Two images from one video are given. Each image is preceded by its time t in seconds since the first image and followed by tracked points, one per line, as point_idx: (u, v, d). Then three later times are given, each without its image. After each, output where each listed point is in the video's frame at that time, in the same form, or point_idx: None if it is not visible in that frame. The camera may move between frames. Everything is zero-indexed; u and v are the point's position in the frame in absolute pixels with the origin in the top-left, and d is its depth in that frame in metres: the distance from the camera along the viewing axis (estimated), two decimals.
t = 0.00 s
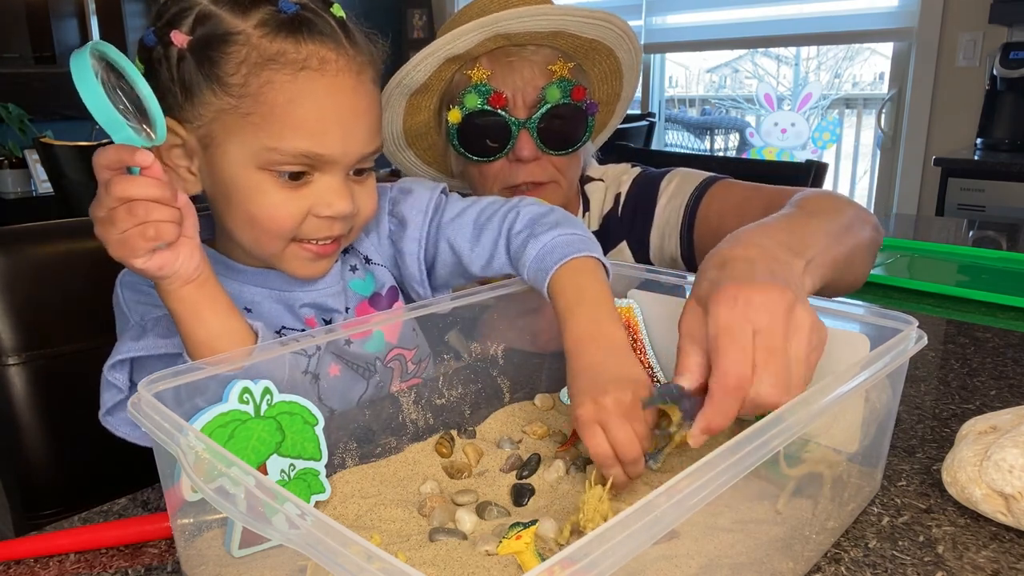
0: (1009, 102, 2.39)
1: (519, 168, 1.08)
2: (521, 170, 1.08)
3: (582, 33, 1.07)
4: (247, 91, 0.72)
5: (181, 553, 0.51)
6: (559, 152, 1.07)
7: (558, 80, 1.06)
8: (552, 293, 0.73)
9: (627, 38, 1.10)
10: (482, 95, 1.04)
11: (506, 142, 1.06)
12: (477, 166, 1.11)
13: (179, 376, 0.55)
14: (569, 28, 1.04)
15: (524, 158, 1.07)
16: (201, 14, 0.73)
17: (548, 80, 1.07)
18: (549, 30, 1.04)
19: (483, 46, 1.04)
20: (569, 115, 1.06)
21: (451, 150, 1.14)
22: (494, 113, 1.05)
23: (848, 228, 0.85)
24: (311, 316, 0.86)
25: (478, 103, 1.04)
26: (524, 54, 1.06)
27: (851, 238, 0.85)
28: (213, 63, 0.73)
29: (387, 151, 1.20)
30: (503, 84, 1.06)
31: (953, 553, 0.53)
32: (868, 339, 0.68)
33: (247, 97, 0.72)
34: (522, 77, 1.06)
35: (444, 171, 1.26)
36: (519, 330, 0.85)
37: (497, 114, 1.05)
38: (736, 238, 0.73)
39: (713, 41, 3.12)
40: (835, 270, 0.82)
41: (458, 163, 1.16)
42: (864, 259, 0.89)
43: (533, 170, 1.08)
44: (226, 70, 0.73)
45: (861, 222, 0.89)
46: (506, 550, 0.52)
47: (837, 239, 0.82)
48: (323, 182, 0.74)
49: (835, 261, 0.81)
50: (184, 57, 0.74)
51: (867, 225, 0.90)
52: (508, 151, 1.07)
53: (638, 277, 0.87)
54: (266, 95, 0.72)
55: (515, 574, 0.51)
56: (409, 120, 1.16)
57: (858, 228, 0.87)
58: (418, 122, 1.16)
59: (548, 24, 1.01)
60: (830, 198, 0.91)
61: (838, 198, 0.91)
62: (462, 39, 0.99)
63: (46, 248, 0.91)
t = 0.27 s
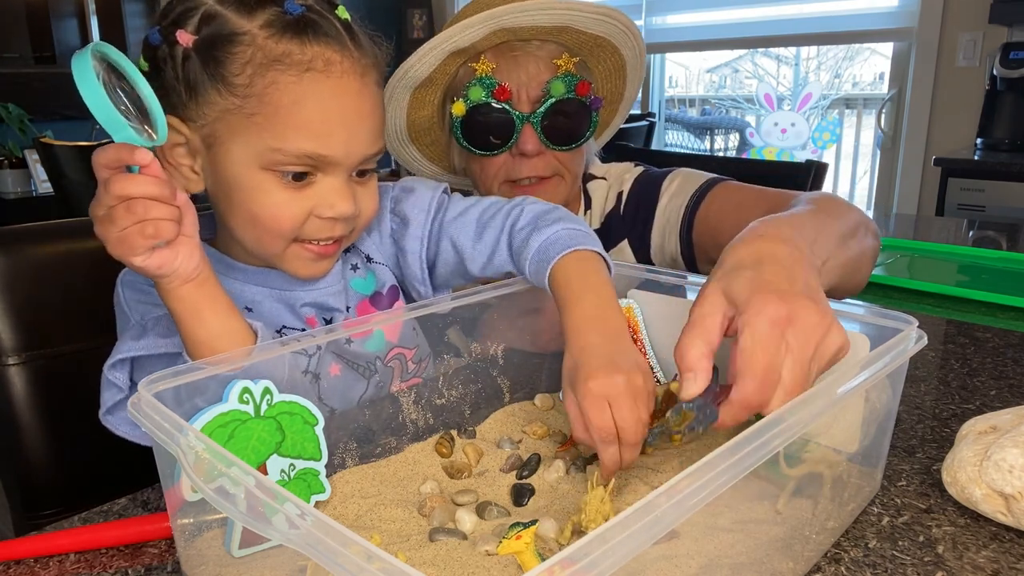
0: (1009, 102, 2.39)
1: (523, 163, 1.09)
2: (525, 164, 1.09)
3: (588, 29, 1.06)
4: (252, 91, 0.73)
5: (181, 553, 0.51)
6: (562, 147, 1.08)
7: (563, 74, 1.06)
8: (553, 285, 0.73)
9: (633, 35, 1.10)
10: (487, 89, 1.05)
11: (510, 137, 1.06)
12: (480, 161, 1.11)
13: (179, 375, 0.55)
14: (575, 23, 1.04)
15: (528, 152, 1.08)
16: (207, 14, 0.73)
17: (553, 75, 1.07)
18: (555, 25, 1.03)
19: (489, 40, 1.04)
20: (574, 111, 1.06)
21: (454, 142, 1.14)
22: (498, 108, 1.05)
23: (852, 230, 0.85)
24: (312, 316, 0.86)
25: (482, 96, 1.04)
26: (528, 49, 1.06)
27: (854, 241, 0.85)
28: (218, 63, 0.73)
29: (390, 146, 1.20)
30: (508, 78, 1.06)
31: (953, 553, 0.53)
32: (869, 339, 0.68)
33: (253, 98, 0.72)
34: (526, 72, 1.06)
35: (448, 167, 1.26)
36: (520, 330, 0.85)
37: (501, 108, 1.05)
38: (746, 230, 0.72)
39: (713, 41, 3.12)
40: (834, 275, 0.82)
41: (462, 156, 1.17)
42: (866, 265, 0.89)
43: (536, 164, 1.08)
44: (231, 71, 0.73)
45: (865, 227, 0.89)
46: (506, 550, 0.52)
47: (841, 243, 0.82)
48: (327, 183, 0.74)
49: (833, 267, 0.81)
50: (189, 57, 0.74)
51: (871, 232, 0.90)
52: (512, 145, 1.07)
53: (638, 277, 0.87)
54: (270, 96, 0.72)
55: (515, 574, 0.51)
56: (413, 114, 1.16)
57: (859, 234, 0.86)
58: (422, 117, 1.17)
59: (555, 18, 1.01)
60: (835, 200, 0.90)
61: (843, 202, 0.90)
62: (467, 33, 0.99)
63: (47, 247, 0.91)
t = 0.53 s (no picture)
0: (1009, 102, 2.39)
1: (528, 164, 1.09)
2: (529, 166, 1.09)
3: (595, 31, 1.06)
4: (256, 89, 0.73)
5: (180, 553, 0.51)
6: (567, 148, 1.08)
7: (569, 77, 1.06)
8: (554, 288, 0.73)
9: (640, 38, 1.10)
10: (493, 90, 1.05)
11: (515, 138, 1.06)
12: (483, 161, 1.11)
13: (179, 375, 0.55)
14: (583, 25, 1.04)
15: (533, 154, 1.08)
16: (210, 13, 0.73)
17: (559, 76, 1.07)
18: (562, 27, 1.03)
19: (496, 41, 1.04)
20: (580, 113, 1.06)
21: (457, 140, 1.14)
22: (503, 108, 1.05)
23: (854, 230, 0.85)
24: (313, 316, 0.86)
25: (488, 96, 1.05)
26: (535, 50, 1.06)
27: (855, 242, 0.85)
28: (221, 62, 0.73)
29: (393, 144, 1.20)
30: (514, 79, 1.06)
31: (953, 554, 0.53)
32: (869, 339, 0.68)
33: (257, 96, 0.72)
34: (532, 74, 1.06)
35: (450, 166, 1.26)
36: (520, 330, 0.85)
37: (507, 109, 1.05)
38: (755, 229, 0.72)
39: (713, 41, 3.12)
40: (833, 279, 0.81)
41: (465, 156, 1.17)
42: (866, 266, 0.89)
43: (542, 166, 1.09)
44: (234, 69, 0.73)
45: (867, 229, 0.89)
46: (506, 550, 0.52)
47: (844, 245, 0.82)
48: (329, 181, 0.74)
49: (833, 273, 0.80)
50: (192, 56, 0.74)
51: (873, 233, 0.90)
52: (517, 146, 1.07)
53: (638, 277, 0.87)
54: (272, 94, 0.72)
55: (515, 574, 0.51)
56: (417, 112, 1.16)
57: (860, 237, 0.86)
58: (426, 115, 1.16)
59: (563, 20, 1.01)
60: (836, 198, 0.90)
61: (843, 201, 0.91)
62: (474, 34, 0.99)
63: (47, 247, 0.91)
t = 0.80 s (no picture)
0: (1009, 102, 2.39)
1: (530, 161, 1.09)
2: (532, 162, 1.09)
3: (599, 29, 1.06)
4: (250, 81, 0.73)
5: (181, 553, 0.51)
6: (569, 146, 1.08)
7: (573, 74, 1.06)
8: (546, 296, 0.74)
9: (643, 37, 1.10)
10: (497, 86, 1.04)
11: (519, 136, 1.06)
12: (485, 158, 1.12)
13: (179, 376, 0.55)
14: (587, 23, 1.04)
15: (536, 151, 1.08)
16: (206, 9, 0.73)
17: (563, 74, 1.07)
18: (566, 24, 1.03)
19: (500, 38, 1.04)
20: (583, 111, 1.06)
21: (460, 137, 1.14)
22: (507, 105, 1.05)
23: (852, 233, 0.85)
24: (314, 316, 0.86)
25: (492, 93, 1.04)
26: (539, 47, 1.06)
27: (854, 245, 0.85)
28: (216, 55, 0.73)
29: (395, 140, 1.20)
30: (518, 76, 1.05)
31: (953, 554, 0.53)
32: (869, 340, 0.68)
33: (250, 88, 0.72)
34: (536, 71, 1.06)
35: (452, 162, 1.26)
36: (520, 330, 0.85)
37: (510, 107, 1.05)
38: (754, 233, 0.72)
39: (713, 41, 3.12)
40: (831, 281, 0.81)
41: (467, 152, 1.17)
42: (863, 268, 0.89)
43: (545, 163, 1.09)
44: (228, 62, 0.73)
45: (865, 231, 0.89)
46: (506, 550, 0.52)
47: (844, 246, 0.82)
48: (329, 171, 0.74)
49: (831, 274, 0.80)
50: (188, 52, 0.74)
51: (871, 235, 0.90)
52: (520, 143, 1.07)
53: (638, 277, 0.87)
54: (267, 84, 0.72)
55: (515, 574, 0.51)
56: (420, 108, 1.16)
57: (858, 238, 0.87)
58: (429, 112, 1.16)
59: (567, 18, 1.01)
60: (835, 201, 0.90)
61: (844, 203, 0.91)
62: (477, 30, 0.99)
63: (47, 247, 0.91)
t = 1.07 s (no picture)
0: (1009, 102, 2.39)
1: (529, 158, 1.09)
2: (531, 159, 1.09)
3: (600, 28, 1.07)
4: (250, 81, 0.73)
5: (180, 553, 0.51)
6: (569, 144, 1.08)
7: (574, 71, 1.06)
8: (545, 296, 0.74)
9: (644, 36, 1.10)
10: (497, 82, 1.05)
11: (518, 132, 1.07)
12: (485, 155, 1.12)
13: (179, 376, 0.55)
14: (589, 21, 1.04)
15: (536, 148, 1.08)
16: (206, 8, 0.74)
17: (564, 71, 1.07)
18: (568, 22, 1.04)
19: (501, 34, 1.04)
20: (583, 109, 1.06)
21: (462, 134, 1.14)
22: (507, 102, 1.05)
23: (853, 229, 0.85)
24: (314, 316, 0.87)
25: (492, 89, 1.05)
26: (540, 44, 1.06)
27: (855, 240, 0.85)
28: (216, 55, 0.73)
29: (398, 137, 1.20)
30: (519, 72, 1.06)
31: (953, 554, 0.53)
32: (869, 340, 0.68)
33: (251, 87, 0.72)
34: (537, 68, 1.06)
35: (454, 162, 1.26)
36: (520, 330, 0.85)
37: (510, 103, 1.05)
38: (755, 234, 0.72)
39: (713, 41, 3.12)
40: (832, 277, 0.81)
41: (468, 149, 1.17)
42: (865, 263, 0.89)
43: (543, 159, 1.09)
44: (228, 61, 0.73)
45: (866, 226, 0.89)
46: (506, 550, 0.52)
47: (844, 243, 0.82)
48: (328, 172, 0.74)
49: (832, 270, 0.80)
50: (188, 51, 0.74)
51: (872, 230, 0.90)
52: (519, 139, 1.07)
53: (638, 278, 0.86)
54: (267, 85, 0.72)
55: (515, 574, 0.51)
56: (422, 105, 1.16)
57: (859, 233, 0.86)
58: (430, 109, 1.16)
59: (568, 15, 1.01)
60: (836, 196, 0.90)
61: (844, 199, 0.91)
62: (478, 27, 0.99)
63: (48, 246, 0.91)
